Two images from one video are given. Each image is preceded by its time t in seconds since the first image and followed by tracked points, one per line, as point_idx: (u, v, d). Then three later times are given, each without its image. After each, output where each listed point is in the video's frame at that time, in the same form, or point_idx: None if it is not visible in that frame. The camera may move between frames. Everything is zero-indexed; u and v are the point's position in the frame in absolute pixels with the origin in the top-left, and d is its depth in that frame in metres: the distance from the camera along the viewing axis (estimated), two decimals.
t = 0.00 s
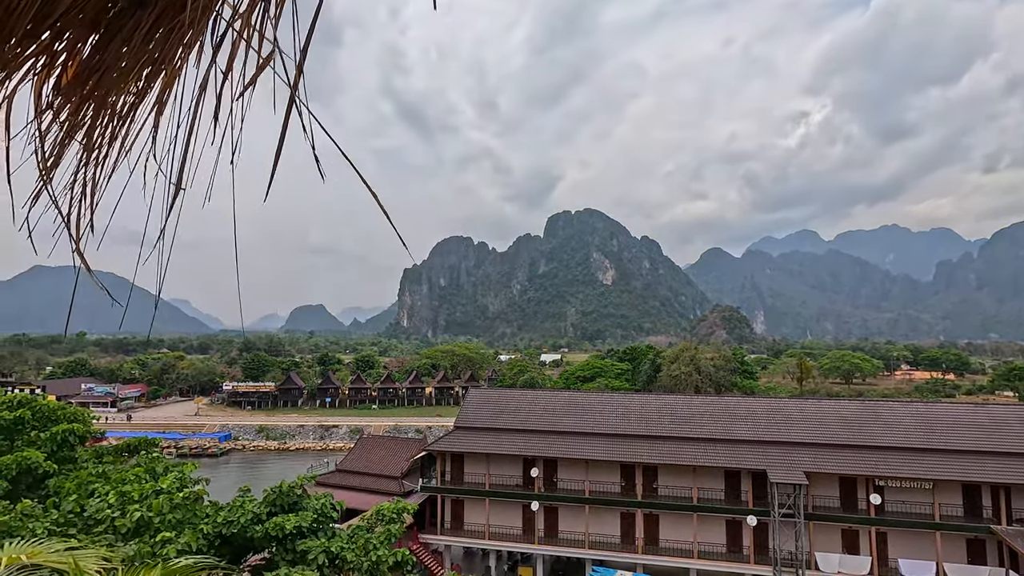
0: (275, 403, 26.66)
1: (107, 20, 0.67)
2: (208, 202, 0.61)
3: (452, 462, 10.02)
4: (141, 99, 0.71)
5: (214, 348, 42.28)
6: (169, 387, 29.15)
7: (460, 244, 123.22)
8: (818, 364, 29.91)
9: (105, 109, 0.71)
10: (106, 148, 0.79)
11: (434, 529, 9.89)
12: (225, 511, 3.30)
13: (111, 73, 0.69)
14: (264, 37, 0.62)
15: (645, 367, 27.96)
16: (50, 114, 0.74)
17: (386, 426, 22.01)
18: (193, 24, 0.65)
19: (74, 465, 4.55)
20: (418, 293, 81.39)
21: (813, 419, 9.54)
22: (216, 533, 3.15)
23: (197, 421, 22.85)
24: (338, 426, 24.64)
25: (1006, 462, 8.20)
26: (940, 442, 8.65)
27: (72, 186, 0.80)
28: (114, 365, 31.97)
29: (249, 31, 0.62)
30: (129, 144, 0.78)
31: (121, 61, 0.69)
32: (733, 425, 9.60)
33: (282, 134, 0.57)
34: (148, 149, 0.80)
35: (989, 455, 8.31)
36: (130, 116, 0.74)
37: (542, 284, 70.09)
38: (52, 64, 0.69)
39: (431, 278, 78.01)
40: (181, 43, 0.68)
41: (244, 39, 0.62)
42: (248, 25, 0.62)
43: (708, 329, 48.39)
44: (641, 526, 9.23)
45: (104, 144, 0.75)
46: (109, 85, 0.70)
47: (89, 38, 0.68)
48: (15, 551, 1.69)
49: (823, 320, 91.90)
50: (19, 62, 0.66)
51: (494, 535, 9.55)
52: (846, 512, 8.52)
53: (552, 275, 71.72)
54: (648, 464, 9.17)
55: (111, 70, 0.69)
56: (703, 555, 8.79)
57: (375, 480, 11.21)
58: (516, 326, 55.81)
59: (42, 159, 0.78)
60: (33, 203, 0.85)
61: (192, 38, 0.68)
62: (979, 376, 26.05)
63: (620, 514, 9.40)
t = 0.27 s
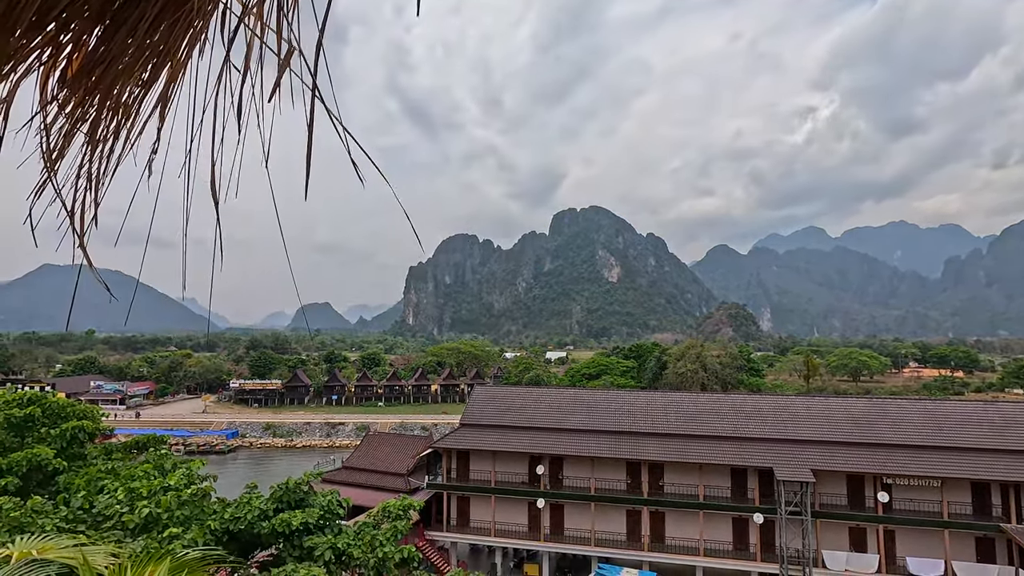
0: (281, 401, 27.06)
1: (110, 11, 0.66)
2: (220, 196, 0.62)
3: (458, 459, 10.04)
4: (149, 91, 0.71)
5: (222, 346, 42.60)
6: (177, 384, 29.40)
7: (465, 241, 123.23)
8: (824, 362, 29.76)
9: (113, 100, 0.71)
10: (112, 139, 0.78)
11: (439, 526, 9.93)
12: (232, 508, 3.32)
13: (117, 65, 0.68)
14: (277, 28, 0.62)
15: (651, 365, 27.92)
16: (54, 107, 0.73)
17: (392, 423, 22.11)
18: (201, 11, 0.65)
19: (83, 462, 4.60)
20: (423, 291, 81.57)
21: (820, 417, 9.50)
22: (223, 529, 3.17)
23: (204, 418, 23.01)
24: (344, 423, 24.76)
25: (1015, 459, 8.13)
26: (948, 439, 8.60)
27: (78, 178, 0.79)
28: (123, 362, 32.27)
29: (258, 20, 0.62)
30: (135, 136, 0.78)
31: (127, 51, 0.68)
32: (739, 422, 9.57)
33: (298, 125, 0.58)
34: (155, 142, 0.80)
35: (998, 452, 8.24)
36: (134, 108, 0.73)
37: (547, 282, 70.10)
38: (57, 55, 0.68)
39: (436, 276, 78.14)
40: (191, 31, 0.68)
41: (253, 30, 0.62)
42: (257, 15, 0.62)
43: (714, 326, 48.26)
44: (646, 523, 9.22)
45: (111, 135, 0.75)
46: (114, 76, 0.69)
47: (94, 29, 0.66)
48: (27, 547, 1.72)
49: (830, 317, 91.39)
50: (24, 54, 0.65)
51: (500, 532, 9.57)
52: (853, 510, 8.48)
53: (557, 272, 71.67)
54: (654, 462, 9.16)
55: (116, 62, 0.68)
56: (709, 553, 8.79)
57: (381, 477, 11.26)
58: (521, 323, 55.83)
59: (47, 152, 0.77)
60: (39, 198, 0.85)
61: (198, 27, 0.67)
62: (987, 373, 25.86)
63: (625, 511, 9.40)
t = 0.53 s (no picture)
0: (288, 398, 27.38)
1: (117, 8, 0.66)
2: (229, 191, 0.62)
3: (464, 456, 10.07)
4: (155, 87, 0.71)
5: (229, 343, 42.83)
6: (185, 382, 29.65)
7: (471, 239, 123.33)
8: (832, 360, 29.61)
9: (120, 97, 0.71)
10: (121, 135, 0.79)
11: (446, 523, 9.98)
12: (240, 504, 3.33)
13: (124, 63, 0.68)
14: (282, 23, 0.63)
15: (657, 362, 27.81)
16: (64, 103, 0.73)
17: (398, 420, 22.17)
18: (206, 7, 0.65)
19: (94, 458, 4.65)
20: (430, 289, 81.81)
21: (828, 414, 9.44)
22: (231, 525, 3.19)
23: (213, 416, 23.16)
24: (350, 420, 24.86)
25: None
26: (959, 437, 8.51)
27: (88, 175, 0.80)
28: (131, 360, 32.50)
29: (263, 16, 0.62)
30: (143, 132, 0.78)
31: (134, 49, 0.68)
32: (747, 420, 9.52)
33: (304, 119, 0.59)
34: (162, 137, 0.80)
35: (1009, 451, 8.16)
36: (143, 105, 0.74)
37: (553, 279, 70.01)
38: (65, 54, 0.68)
39: (442, 273, 78.28)
40: (198, 27, 0.68)
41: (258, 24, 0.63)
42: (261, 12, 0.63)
43: (720, 324, 48.08)
44: (653, 521, 9.21)
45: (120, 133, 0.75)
46: (121, 73, 0.69)
47: (102, 25, 0.66)
48: (38, 542, 1.75)
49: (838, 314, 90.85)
50: (33, 50, 0.65)
51: (506, 529, 9.59)
52: (861, 508, 8.44)
53: (563, 270, 71.55)
54: (661, 460, 9.14)
55: (124, 59, 0.68)
56: (716, 550, 8.76)
57: (388, 474, 11.31)
58: (527, 321, 55.85)
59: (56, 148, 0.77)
60: (48, 196, 0.85)
61: (204, 24, 0.68)
62: (998, 371, 25.59)
63: (631, 509, 9.39)
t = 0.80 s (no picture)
0: (296, 397, 27.62)
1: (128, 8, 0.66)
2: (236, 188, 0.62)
3: (471, 455, 10.08)
4: (165, 88, 0.72)
5: (238, 343, 43.12)
6: (195, 381, 29.92)
7: (478, 238, 123.41)
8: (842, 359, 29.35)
9: (131, 96, 0.71)
10: (131, 136, 0.79)
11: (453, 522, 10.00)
12: (249, 502, 3.34)
13: (137, 61, 0.69)
14: (288, 23, 0.62)
15: (664, 361, 27.71)
16: (78, 102, 0.74)
17: (406, 420, 22.24)
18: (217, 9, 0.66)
19: (105, 457, 4.70)
20: (437, 288, 82.04)
21: (838, 414, 9.37)
22: (240, 523, 3.21)
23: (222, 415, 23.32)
24: (358, 419, 24.96)
25: None
26: (971, 437, 8.42)
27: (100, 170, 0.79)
28: (141, 360, 32.79)
29: (271, 15, 0.63)
30: (152, 132, 0.79)
31: (144, 49, 0.68)
32: (755, 419, 9.47)
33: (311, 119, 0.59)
34: (172, 138, 0.81)
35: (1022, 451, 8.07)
36: (152, 104, 0.74)
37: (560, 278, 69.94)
38: (77, 52, 0.68)
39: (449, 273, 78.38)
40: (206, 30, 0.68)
41: (264, 27, 0.63)
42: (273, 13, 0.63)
43: (728, 323, 47.84)
44: (660, 521, 9.18)
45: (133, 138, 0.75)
46: (133, 72, 0.70)
47: (109, 26, 0.66)
48: (54, 539, 1.78)
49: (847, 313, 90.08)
50: (45, 53, 0.66)
51: (514, 529, 9.60)
52: (871, 508, 8.38)
53: (570, 269, 71.47)
54: (668, 459, 9.11)
55: (135, 56, 0.69)
56: (724, 550, 8.74)
57: (395, 473, 11.35)
58: (534, 320, 55.80)
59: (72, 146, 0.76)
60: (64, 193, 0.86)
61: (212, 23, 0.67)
62: (1010, 371, 25.28)
63: (639, 508, 9.37)
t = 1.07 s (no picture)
0: (307, 397, 27.84)
1: (140, 10, 0.66)
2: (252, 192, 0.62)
3: (480, 456, 10.08)
4: (177, 92, 0.71)
5: (249, 343, 43.47)
6: (207, 381, 30.24)
7: (487, 239, 123.55)
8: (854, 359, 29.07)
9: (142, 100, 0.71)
10: (145, 140, 0.79)
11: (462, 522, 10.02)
12: (260, 502, 3.36)
13: (148, 64, 0.69)
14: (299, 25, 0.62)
15: (674, 361, 27.55)
16: (89, 108, 0.74)
17: (415, 420, 22.31)
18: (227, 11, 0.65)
19: (119, 456, 4.77)
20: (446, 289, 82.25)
21: (851, 415, 9.25)
22: (252, 522, 3.23)
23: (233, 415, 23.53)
24: (368, 419, 25.07)
25: None
26: (988, 439, 8.28)
27: (112, 174, 0.79)
28: (154, 360, 33.14)
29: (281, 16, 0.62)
30: (167, 137, 0.78)
31: (158, 53, 0.68)
32: (767, 420, 9.38)
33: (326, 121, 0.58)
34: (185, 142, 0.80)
35: None
36: (165, 108, 0.74)
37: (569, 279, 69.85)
38: (87, 56, 0.68)
39: (458, 274, 78.54)
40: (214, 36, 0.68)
41: (275, 32, 0.63)
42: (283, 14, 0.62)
43: (738, 323, 47.51)
44: (671, 522, 9.12)
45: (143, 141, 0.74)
46: (143, 76, 0.69)
47: (121, 29, 0.66)
48: (72, 539, 1.81)
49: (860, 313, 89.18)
50: (58, 56, 0.66)
51: (523, 529, 9.59)
52: (885, 510, 8.27)
53: (579, 269, 71.35)
54: (678, 460, 9.05)
55: (145, 58, 0.68)
56: (735, 552, 8.67)
57: (404, 473, 11.39)
58: (543, 320, 55.77)
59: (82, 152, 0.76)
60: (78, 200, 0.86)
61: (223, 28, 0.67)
62: None
63: (649, 510, 9.31)
